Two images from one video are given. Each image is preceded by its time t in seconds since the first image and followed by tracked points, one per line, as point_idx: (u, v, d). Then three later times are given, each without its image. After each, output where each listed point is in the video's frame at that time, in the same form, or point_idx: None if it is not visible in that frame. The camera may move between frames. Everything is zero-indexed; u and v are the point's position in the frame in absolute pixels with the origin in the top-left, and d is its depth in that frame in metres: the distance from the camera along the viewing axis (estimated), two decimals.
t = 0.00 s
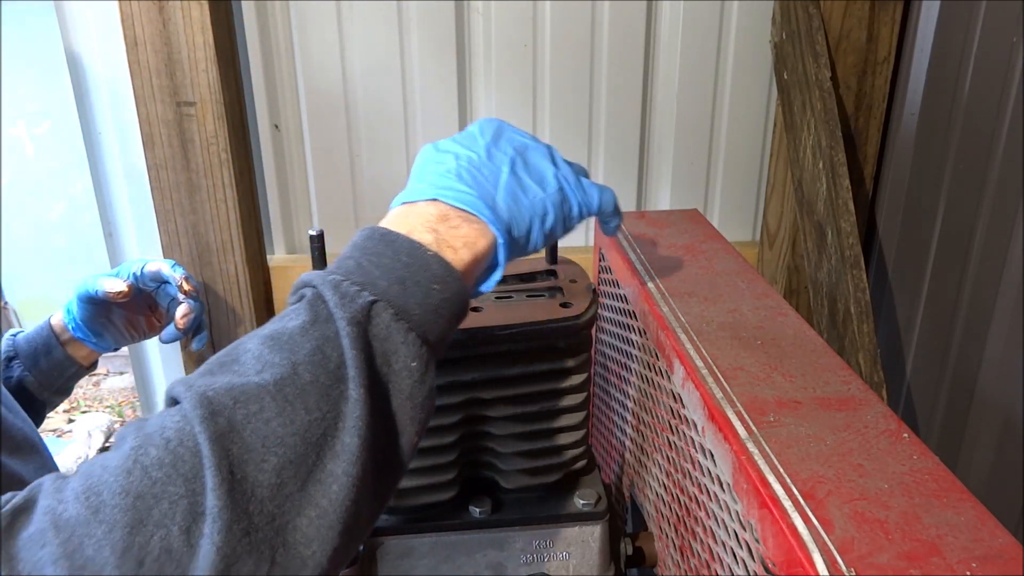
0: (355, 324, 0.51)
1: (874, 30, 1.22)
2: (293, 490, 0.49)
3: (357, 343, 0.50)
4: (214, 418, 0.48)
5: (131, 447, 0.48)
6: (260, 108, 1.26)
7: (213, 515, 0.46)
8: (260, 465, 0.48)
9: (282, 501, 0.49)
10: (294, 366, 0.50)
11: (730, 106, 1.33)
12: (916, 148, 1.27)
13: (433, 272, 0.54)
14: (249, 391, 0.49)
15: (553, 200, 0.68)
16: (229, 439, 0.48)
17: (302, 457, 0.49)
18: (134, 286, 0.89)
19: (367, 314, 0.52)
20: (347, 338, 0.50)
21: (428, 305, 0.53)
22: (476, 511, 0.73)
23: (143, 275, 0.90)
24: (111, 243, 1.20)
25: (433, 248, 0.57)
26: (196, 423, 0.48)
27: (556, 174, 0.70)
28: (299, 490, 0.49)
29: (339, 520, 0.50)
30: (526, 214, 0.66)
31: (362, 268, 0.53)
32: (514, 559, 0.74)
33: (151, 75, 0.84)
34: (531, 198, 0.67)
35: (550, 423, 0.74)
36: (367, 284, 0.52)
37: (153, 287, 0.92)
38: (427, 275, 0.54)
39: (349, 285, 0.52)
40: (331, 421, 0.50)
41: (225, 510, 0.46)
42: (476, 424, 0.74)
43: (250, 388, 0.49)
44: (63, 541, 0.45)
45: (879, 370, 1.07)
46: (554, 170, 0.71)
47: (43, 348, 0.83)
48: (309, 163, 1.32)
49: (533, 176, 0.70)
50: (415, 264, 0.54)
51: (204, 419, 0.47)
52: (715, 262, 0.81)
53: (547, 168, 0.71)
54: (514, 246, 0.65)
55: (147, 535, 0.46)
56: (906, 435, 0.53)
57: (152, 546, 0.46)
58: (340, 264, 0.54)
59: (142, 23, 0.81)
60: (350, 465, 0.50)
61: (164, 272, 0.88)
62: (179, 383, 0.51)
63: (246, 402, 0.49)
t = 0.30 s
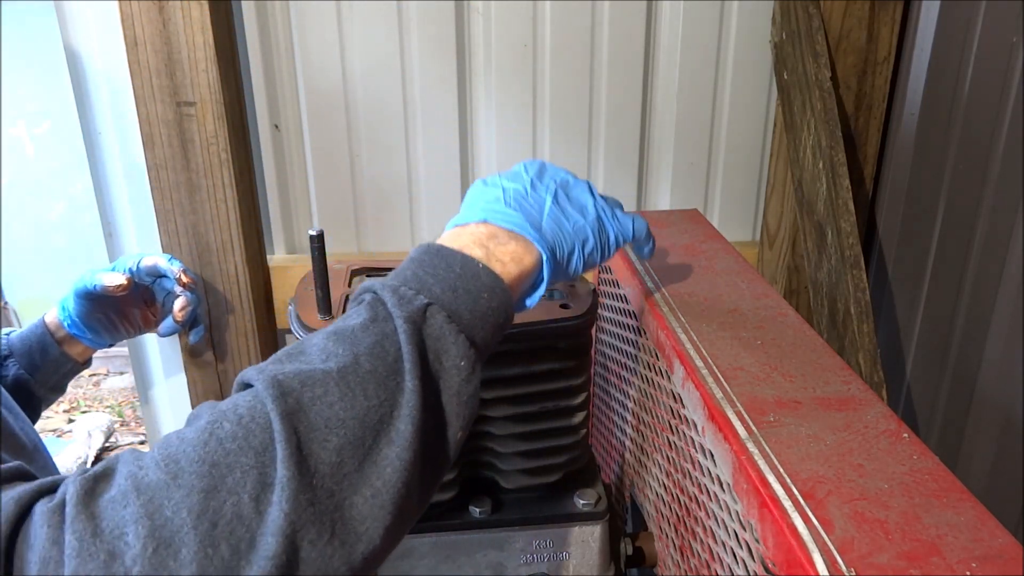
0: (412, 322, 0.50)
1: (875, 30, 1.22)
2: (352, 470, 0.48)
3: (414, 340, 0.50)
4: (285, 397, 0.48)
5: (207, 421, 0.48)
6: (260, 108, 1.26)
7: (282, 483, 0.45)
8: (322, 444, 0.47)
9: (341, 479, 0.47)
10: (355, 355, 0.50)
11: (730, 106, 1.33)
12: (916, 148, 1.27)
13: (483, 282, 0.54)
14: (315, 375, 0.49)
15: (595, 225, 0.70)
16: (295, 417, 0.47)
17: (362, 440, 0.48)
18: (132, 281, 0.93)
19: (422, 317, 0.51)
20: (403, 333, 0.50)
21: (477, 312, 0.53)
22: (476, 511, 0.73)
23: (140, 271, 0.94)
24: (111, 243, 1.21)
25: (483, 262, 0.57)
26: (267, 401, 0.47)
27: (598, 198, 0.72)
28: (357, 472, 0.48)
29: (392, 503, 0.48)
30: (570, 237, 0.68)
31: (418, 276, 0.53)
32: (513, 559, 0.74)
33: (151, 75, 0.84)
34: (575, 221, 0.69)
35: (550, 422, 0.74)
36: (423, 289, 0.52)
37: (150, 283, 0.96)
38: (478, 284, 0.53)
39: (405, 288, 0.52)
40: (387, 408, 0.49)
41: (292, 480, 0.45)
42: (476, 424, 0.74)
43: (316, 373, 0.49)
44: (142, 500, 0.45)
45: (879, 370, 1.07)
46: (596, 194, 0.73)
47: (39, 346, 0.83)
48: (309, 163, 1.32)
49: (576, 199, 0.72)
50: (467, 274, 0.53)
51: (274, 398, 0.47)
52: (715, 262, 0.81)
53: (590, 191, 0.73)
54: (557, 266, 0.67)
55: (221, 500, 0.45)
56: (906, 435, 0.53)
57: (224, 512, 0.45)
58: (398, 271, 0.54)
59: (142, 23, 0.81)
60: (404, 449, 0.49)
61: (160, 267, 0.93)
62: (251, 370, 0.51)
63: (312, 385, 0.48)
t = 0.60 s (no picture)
0: (405, 312, 0.50)
1: (875, 30, 1.22)
2: (344, 470, 0.48)
3: (407, 331, 0.49)
4: (273, 397, 0.47)
5: (194, 424, 0.48)
6: (260, 108, 1.26)
7: (271, 488, 0.45)
8: (312, 445, 0.47)
9: (333, 480, 0.47)
10: (346, 350, 0.49)
11: (730, 106, 1.33)
12: (916, 148, 1.26)
13: (479, 265, 0.54)
14: (304, 373, 0.48)
15: (597, 197, 0.69)
16: (284, 417, 0.47)
17: (354, 438, 0.48)
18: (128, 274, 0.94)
19: (416, 304, 0.50)
20: (397, 325, 0.49)
21: (474, 296, 0.52)
22: (476, 511, 0.73)
23: (136, 265, 0.95)
24: (111, 243, 1.21)
25: (480, 242, 0.57)
26: (254, 401, 0.47)
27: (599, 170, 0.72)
28: (349, 471, 0.48)
29: (387, 502, 0.48)
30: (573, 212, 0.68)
31: (411, 261, 0.53)
32: (513, 559, 0.74)
33: (151, 75, 0.84)
34: (576, 194, 0.69)
35: (550, 422, 0.74)
36: (416, 276, 0.52)
37: (145, 276, 0.97)
38: (474, 268, 0.53)
39: (399, 275, 0.51)
40: (380, 404, 0.49)
41: (281, 484, 0.45)
42: (475, 424, 0.74)
43: (305, 370, 0.48)
44: (128, 509, 0.45)
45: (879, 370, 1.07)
46: (597, 166, 0.72)
47: (35, 344, 0.83)
48: (309, 163, 1.32)
49: (576, 172, 0.71)
50: (463, 257, 0.53)
51: (262, 399, 0.47)
52: (715, 262, 0.81)
53: (590, 164, 0.72)
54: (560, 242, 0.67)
55: (209, 507, 0.45)
56: (906, 435, 0.53)
57: (213, 518, 0.45)
58: (390, 257, 0.54)
59: (143, 23, 0.81)
60: (398, 447, 0.48)
61: (157, 261, 0.93)
62: (238, 367, 0.50)
63: (302, 383, 0.48)
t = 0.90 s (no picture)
0: (406, 337, 0.50)
1: (875, 30, 1.22)
2: (340, 496, 0.47)
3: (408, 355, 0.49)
4: (270, 421, 0.47)
5: (191, 447, 0.47)
6: (260, 108, 1.26)
7: (266, 515, 0.45)
8: (309, 470, 0.47)
9: (328, 506, 0.47)
10: (345, 375, 0.49)
11: (730, 106, 1.33)
12: (916, 148, 1.26)
13: (482, 289, 0.53)
14: (303, 398, 0.48)
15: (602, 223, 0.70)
16: (281, 443, 0.47)
17: (351, 463, 0.48)
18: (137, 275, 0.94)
19: (417, 329, 0.51)
20: (397, 350, 0.49)
21: (476, 320, 0.52)
22: (476, 511, 0.73)
23: (144, 265, 0.95)
24: (111, 243, 1.21)
25: (482, 266, 0.56)
26: (252, 425, 0.47)
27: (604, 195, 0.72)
28: (345, 497, 0.48)
29: (382, 529, 0.48)
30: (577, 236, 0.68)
31: (414, 284, 0.53)
32: (513, 559, 0.74)
33: (151, 75, 0.84)
34: (578, 220, 0.69)
35: (550, 422, 0.74)
36: (418, 300, 0.52)
37: (153, 277, 0.97)
38: (477, 291, 0.53)
39: (401, 300, 0.51)
40: (378, 429, 0.49)
41: (276, 510, 0.45)
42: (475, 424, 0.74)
43: (303, 395, 0.48)
44: (122, 533, 0.45)
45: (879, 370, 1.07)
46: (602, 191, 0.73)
47: (41, 339, 0.83)
48: (309, 163, 1.32)
49: (579, 200, 0.71)
50: (466, 280, 0.53)
51: (260, 422, 0.47)
52: (715, 262, 0.81)
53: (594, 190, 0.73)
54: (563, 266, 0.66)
55: (203, 532, 0.45)
56: (907, 435, 0.53)
57: (207, 543, 0.45)
58: (393, 280, 0.54)
59: (143, 23, 0.81)
60: (395, 473, 0.48)
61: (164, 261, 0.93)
62: (237, 390, 0.50)
63: (300, 408, 0.48)
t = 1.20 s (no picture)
0: (305, 421, 0.47)
1: (875, 30, 1.22)
2: None
3: (305, 446, 0.47)
4: (141, 549, 0.44)
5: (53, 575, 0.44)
6: (260, 108, 1.26)
7: None
8: None
9: None
10: (233, 478, 0.46)
11: (730, 106, 1.33)
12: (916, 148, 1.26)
13: (398, 343, 0.50)
14: (183, 512, 0.45)
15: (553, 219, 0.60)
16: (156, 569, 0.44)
17: None
18: (139, 273, 0.94)
19: (318, 408, 0.48)
20: (296, 438, 0.47)
21: (391, 388, 0.49)
22: (475, 511, 0.73)
23: (147, 263, 0.95)
24: (111, 243, 1.21)
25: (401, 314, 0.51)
26: (120, 553, 0.44)
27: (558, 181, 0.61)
28: None
29: None
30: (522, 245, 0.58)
31: (317, 346, 0.49)
32: (513, 559, 0.74)
33: (151, 75, 0.84)
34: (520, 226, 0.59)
35: (550, 423, 0.74)
36: (321, 367, 0.49)
37: (156, 275, 0.97)
38: (391, 348, 0.50)
39: (301, 370, 0.48)
40: (274, 534, 0.46)
41: None
42: (476, 424, 0.74)
43: (183, 508, 0.45)
44: None
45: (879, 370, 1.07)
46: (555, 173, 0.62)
47: (43, 337, 0.84)
48: (309, 163, 1.32)
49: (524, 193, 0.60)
50: (379, 334, 0.50)
51: (129, 552, 0.44)
52: (714, 262, 0.81)
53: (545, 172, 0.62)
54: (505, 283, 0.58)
55: None
56: (906, 435, 0.53)
57: None
58: (291, 343, 0.50)
59: (142, 23, 0.81)
60: None
61: (166, 260, 0.93)
62: (114, 495, 0.47)
63: (180, 524, 0.45)
